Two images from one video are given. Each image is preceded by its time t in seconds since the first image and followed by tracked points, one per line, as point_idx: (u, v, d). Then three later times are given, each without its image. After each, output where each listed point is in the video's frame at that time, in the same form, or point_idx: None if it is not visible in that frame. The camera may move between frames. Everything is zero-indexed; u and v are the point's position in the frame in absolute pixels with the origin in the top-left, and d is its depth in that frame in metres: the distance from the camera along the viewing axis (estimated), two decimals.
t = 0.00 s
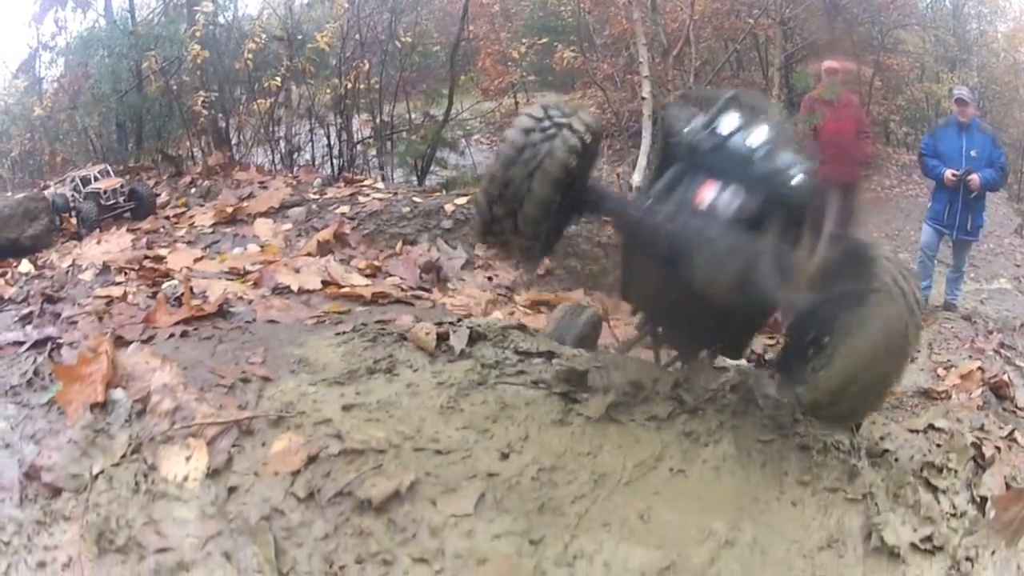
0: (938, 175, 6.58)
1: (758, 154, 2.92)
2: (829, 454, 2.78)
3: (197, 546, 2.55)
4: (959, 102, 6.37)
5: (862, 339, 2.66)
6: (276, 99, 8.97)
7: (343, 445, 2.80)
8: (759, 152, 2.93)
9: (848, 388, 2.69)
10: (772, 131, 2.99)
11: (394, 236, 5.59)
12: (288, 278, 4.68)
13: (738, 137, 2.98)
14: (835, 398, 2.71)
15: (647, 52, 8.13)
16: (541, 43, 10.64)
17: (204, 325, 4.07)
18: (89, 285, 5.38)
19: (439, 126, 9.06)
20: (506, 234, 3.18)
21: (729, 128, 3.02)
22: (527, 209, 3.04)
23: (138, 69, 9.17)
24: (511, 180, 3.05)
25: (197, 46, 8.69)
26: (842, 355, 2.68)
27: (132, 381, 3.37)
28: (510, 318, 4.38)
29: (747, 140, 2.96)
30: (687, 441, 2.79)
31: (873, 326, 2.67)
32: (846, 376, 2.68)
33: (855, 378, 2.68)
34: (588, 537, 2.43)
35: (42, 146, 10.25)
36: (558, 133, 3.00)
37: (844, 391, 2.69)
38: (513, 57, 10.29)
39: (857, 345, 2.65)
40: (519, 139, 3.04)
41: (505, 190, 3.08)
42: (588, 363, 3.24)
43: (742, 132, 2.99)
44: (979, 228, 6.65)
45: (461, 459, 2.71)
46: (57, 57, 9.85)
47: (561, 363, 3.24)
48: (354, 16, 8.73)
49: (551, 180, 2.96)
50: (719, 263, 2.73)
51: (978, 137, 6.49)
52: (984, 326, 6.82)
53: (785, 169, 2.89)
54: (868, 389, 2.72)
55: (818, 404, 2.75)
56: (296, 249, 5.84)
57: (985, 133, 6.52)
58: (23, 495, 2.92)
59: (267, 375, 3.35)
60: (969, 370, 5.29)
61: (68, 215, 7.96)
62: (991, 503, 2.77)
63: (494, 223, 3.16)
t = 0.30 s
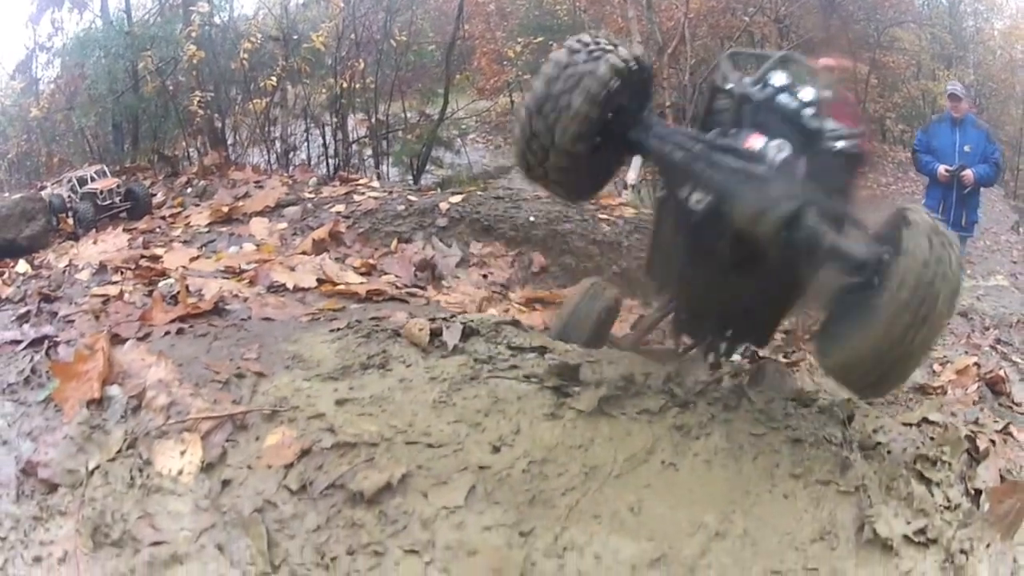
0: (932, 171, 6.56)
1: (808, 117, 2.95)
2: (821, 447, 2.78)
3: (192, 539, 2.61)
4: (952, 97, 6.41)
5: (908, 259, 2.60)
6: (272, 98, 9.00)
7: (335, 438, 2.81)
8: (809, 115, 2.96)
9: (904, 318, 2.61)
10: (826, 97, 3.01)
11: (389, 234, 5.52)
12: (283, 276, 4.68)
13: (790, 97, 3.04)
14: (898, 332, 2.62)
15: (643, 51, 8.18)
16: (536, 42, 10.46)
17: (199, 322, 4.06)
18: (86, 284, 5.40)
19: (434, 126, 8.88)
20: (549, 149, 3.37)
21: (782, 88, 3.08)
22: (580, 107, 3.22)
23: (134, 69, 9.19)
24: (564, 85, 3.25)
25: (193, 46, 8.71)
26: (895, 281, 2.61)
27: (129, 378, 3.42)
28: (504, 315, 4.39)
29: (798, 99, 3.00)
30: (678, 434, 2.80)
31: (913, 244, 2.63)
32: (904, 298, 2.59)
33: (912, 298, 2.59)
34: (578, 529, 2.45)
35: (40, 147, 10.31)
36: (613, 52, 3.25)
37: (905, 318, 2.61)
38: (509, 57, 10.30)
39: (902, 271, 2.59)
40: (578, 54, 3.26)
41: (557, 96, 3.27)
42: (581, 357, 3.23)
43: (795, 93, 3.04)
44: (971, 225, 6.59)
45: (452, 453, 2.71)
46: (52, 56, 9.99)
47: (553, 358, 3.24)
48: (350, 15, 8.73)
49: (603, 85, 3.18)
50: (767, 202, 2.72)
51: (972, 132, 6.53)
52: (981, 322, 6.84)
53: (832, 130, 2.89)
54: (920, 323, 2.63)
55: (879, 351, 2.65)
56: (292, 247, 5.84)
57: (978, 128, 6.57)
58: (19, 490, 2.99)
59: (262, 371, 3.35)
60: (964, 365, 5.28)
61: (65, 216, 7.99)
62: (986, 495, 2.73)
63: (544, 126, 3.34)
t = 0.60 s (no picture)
0: (924, 167, 6.55)
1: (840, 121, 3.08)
2: (810, 443, 2.79)
3: (181, 535, 2.65)
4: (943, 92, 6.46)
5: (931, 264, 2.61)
6: (267, 99, 9.02)
7: (324, 434, 2.82)
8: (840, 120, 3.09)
9: (921, 322, 2.59)
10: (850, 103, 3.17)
11: (383, 233, 5.52)
12: (277, 275, 4.68)
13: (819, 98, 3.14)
14: (913, 335, 2.61)
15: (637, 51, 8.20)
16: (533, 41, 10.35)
17: (193, 321, 4.07)
18: (81, 284, 5.41)
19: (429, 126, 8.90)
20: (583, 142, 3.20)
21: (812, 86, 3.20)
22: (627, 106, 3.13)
23: (130, 70, 9.22)
24: (614, 84, 3.16)
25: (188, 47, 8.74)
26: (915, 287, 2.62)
27: (122, 376, 3.42)
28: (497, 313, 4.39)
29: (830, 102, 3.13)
30: (666, 430, 2.80)
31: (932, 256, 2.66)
32: (924, 304, 2.59)
33: (931, 302, 2.59)
34: (564, 525, 2.46)
35: (36, 149, 10.35)
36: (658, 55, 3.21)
37: (920, 321, 2.59)
38: (504, 57, 10.31)
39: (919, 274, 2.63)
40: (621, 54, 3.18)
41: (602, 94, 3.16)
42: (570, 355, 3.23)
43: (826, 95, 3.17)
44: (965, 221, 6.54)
45: (440, 449, 2.72)
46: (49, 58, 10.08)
47: (542, 355, 3.24)
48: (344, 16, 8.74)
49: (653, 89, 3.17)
50: (801, 209, 2.86)
51: (964, 129, 6.52)
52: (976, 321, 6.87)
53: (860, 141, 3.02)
54: (939, 335, 2.62)
55: (894, 358, 2.66)
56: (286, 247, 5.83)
57: (971, 125, 6.54)
58: (13, 489, 3.07)
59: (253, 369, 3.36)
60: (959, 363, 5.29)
61: (61, 217, 8.01)
62: (979, 494, 2.73)
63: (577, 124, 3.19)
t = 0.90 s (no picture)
0: (912, 164, 6.19)
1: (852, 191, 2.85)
2: (791, 440, 2.80)
3: (167, 528, 2.66)
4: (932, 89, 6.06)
5: (938, 349, 2.75)
6: (258, 99, 9.03)
7: (306, 430, 2.84)
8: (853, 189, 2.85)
9: (922, 405, 2.78)
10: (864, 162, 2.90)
11: (372, 233, 5.54)
12: (265, 276, 4.70)
13: (829, 159, 2.88)
14: (914, 416, 2.79)
15: (627, 51, 8.21)
16: (522, 43, 10.64)
17: (182, 321, 4.07)
18: (72, 285, 5.43)
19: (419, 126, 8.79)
20: (627, 229, 3.06)
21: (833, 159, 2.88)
22: (667, 187, 2.94)
23: (122, 72, 9.23)
24: (652, 163, 2.98)
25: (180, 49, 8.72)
26: (920, 370, 2.78)
27: (112, 375, 3.47)
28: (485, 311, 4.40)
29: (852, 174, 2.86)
30: (646, 427, 2.82)
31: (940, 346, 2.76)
32: (927, 389, 2.77)
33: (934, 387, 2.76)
34: (539, 520, 2.48)
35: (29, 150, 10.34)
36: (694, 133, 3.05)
37: (923, 404, 2.78)
38: (496, 57, 10.33)
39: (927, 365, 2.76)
40: (657, 135, 3.03)
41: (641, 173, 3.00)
42: (551, 353, 3.24)
43: (844, 165, 2.87)
44: (955, 217, 6.29)
45: (420, 445, 2.73)
46: (42, 59, 10.08)
47: (524, 353, 3.25)
48: (336, 17, 8.76)
49: (690, 170, 2.96)
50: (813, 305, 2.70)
51: (953, 124, 6.13)
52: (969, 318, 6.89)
53: (878, 206, 2.86)
54: (933, 413, 2.78)
55: (889, 434, 2.82)
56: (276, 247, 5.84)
57: (961, 120, 6.14)
58: (8, 484, 3.24)
59: (239, 367, 3.37)
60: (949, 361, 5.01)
61: (53, 219, 8.06)
62: (962, 491, 2.78)
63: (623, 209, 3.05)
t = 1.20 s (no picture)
0: (903, 163, 6.11)
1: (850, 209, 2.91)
2: (773, 440, 2.83)
3: (156, 523, 2.68)
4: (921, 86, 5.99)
5: (930, 359, 2.79)
6: (251, 101, 9.04)
7: (291, 429, 2.86)
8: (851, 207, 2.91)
9: (914, 410, 2.79)
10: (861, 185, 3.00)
11: (363, 235, 5.56)
12: (257, 277, 4.71)
13: (827, 181, 3.00)
14: (905, 422, 2.79)
15: (620, 51, 8.20)
16: (516, 42, 10.69)
17: (173, 322, 4.08)
18: (66, 286, 5.45)
19: (412, 127, 8.70)
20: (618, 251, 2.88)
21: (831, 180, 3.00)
22: (662, 206, 2.82)
23: (116, 73, 9.23)
24: (647, 180, 2.84)
25: (174, 50, 8.68)
26: (912, 377, 2.80)
27: (104, 374, 3.50)
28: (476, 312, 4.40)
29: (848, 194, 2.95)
30: (628, 427, 2.84)
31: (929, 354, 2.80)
32: (919, 395, 2.79)
33: (927, 395, 2.78)
34: (518, 518, 2.48)
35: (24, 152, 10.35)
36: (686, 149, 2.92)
37: (915, 411, 2.78)
38: (490, 57, 10.34)
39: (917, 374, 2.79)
40: (650, 150, 2.87)
41: (634, 190, 2.84)
42: (536, 353, 3.27)
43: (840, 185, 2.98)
44: (948, 215, 6.15)
45: (403, 444, 2.76)
46: (37, 60, 10.08)
47: (508, 353, 3.28)
48: (329, 19, 8.66)
49: (683, 188, 2.84)
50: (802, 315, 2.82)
51: (943, 122, 6.06)
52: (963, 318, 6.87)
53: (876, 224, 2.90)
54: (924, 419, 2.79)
55: (880, 438, 2.83)
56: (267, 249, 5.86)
57: (951, 118, 6.09)
58: (2, 481, 3.26)
59: (228, 366, 3.39)
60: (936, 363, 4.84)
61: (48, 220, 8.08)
62: (947, 492, 2.76)
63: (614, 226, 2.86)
